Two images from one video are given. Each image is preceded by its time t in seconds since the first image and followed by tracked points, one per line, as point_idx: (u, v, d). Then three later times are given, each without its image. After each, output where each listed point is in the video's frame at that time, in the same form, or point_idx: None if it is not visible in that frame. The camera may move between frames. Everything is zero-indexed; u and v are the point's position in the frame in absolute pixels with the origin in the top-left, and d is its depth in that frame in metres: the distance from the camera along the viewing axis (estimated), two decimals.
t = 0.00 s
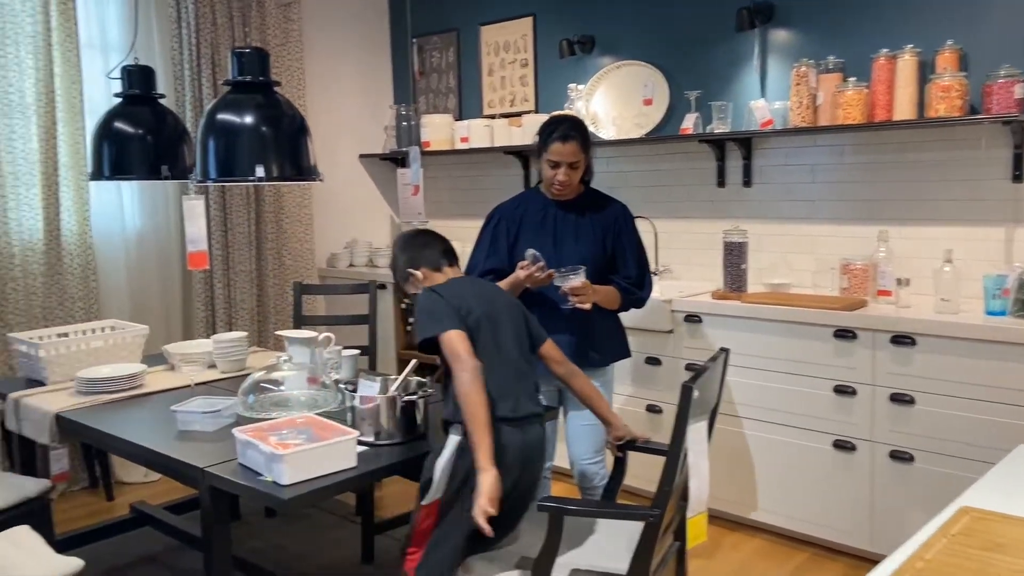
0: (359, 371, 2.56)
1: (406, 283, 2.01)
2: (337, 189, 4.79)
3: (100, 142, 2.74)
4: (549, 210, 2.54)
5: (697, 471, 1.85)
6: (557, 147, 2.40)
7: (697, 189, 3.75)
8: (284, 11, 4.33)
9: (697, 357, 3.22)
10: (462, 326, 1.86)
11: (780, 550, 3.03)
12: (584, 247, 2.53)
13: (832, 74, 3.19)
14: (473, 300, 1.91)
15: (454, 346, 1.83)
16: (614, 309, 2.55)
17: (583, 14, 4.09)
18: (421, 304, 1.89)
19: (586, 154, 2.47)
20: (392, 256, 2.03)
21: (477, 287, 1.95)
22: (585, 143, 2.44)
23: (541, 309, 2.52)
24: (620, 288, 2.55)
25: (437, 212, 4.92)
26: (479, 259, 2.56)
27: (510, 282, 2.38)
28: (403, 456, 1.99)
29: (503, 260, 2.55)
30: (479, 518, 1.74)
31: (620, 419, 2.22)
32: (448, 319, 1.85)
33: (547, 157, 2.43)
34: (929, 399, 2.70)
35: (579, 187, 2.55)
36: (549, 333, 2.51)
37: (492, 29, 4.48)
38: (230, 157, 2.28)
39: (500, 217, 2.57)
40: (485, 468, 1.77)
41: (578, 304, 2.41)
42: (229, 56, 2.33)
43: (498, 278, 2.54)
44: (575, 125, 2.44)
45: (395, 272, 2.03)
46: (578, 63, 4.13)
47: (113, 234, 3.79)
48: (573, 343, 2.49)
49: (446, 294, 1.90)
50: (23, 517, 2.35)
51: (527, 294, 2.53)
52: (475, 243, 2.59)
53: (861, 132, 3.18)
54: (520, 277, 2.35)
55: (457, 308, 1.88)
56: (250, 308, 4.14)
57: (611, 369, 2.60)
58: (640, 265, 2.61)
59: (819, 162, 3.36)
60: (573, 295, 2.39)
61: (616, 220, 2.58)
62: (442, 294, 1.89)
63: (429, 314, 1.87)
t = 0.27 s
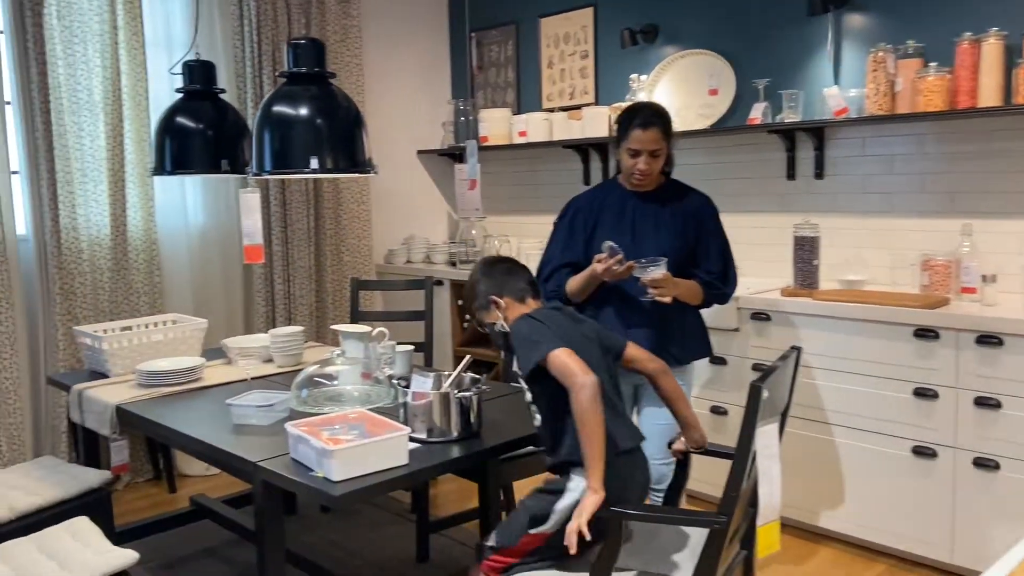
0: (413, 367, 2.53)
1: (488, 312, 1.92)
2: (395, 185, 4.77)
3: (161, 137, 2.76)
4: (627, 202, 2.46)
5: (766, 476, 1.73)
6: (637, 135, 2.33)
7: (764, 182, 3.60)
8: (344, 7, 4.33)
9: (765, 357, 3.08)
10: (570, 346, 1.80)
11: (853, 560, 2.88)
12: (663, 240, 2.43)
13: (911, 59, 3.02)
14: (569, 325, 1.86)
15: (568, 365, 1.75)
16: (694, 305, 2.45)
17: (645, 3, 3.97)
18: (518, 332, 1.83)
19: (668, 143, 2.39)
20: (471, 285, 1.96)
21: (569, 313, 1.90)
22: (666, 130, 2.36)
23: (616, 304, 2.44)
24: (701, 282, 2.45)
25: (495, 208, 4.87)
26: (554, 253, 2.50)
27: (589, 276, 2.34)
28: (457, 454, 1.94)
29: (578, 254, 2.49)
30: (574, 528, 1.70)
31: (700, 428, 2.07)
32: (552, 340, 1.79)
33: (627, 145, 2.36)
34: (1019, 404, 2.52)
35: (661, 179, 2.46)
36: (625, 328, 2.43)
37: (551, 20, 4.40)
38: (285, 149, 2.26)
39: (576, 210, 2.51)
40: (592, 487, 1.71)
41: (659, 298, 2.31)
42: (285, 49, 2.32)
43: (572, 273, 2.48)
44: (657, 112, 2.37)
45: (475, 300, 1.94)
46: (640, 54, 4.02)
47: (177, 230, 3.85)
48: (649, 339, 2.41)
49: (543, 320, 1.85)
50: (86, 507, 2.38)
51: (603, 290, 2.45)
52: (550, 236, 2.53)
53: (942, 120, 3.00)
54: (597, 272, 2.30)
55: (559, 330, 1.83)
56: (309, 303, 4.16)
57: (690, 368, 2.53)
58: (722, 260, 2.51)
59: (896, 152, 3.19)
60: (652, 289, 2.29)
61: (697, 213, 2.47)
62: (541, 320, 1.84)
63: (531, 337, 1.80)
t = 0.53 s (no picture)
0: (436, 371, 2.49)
1: (574, 376, 1.77)
2: (428, 187, 4.75)
3: (190, 139, 2.76)
4: (679, 202, 2.41)
5: (798, 490, 1.65)
6: (692, 131, 2.29)
7: (803, 183, 3.49)
8: (377, 9, 4.32)
9: (803, 363, 2.97)
10: (659, 402, 1.66)
11: None
12: (715, 241, 2.37)
13: (958, 55, 2.89)
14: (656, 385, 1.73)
15: (653, 416, 1.61)
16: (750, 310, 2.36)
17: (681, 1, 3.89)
18: (606, 403, 1.69)
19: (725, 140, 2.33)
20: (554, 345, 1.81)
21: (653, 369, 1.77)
22: (722, 126, 2.31)
23: (666, 304, 2.39)
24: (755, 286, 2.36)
25: (528, 210, 4.81)
26: (606, 252, 2.50)
27: (640, 275, 2.33)
28: (477, 461, 1.88)
29: (630, 254, 2.48)
30: (605, 531, 1.66)
31: (744, 444, 2.03)
32: (639, 403, 1.66)
33: (681, 142, 2.32)
34: None
35: (717, 178, 2.40)
36: (674, 329, 2.37)
37: (585, 19, 4.33)
38: (308, 150, 2.23)
39: (630, 209, 2.49)
40: (636, 506, 1.64)
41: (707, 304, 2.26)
42: (309, 48, 2.30)
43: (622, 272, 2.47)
44: (714, 109, 2.30)
45: (560, 362, 1.79)
46: (676, 52, 3.93)
47: (210, 232, 3.86)
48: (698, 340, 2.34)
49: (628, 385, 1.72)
50: (111, 508, 2.38)
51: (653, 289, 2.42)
52: (604, 235, 2.54)
53: (991, 117, 2.87)
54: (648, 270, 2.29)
55: (644, 393, 1.70)
56: (340, 306, 4.15)
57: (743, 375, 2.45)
58: (780, 264, 2.40)
59: (942, 151, 3.06)
60: (701, 293, 2.23)
61: (755, 214, 2.39)
62: (625, 387, 1.71)
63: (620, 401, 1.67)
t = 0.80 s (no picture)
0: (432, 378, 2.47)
1: (621, 363, 1.77)
2: (431, 192, 4.73)
3: (188, 143, 2.75)
4: (691, 205, 2.44)
5: (796, 502, 1.60)
6: (704, 126, 2.34)
7: (808, 189, 3.45)
8: (380, 14, 4.30)
9: (806, 372, 2.93)
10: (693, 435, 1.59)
11: None
12: (725, 244, 2.39)
13: (966, 59, 2.85)
14: (697, 408, 1.66)
15: (685, 451, 1.54)
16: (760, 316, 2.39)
17: (685, 5, 3.86)
18: (643, 415, 1.63)
19: (738, 139, 2.38)
20: (612, 329, 1.80)
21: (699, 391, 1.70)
22: (736, 126, 2.35)
23: (676, 305, 2.42)
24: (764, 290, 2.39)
25: (531, 216, 4.78)
26: (619, 254, 2.55)
27: (650, 275, 2.37)
28: (471, 470, 1.85)
29: (642, 255, 2.52)
30: (598, 539, 1.64)
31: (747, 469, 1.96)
32: (677, 428, 1.58)
33: (694, 139, 2.37)
34: None
35: (729, 182, 2.43)
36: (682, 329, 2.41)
37: (589, 24, 4.31)
38: (304, 153, 2.21)
39: (643, 212, 2.53)
40: (631, 521, 1.61)
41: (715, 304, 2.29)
42: (306, 51, 2.28)
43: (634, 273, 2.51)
44: (724, 108, 2.37)
45: (613, 344, 1.78)
46: (679, 57, 3.90)
47: (210, 236, 3.85)
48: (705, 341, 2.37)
49: (670, 399, 1.65)
50: (103, 516, 2.36)
51: (664, 291, 2.45)
52: (618, 237, 2.58)
53: (999, 122, 2.82)
54: (658, 268, 2.33)
55: (684, 415, 1.63)
56: (341, 312, 4.12)
57: (753, 382, 2.45)
58: (791, 270, 2.42)
59: (949, 157, 3.01)
60: (709, 295, 2.27)
61: (767, 219, 2.40)
62: (668, 402, 1.64)
63: (657, 421, 1.60)
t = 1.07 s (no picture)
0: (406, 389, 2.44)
1: (602, 373, 1.77)
2: (406, 199, 4.69)
3: (156, 149, 2.70)
4: (671, 213, 2.47)
5: (771, 516, 1.59)
6: (683, 135, 2.38)
7: (782, 198, 3.46)
8: (354, 19, 4.27)
9: (780, 381, 2.93)
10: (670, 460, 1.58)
11: None
12: (704, 252, 2.42)
13: (936, 69, 2.87)
14: (676, 430, 1.65)
15: (661, 477, 1.53)
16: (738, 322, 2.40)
17: (660, 13, 3.86)
18: (622, 436, 1.62)
19: (716, 148, 2.43)
20: (599, 338, 1.78)
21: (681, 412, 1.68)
22: (714, 136, 2.41)
23: (655, 312, 2.45)
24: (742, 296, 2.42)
25: (507, 223, 4.77)
26: (600, 262, 2.57)
27: (629, 284, 2.39)
28: (445, 483, 1.82)
29: (622, 263, 2.54)
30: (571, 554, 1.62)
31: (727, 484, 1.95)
32: (655, 452, 1.57)
33: (674, 147, 2.41)
34: None
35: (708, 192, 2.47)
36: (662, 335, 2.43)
37: (565, 32, 4.30)
38: (275, 161, 2.17)
39: (624, 220, 2.56)
40: (604, 538, 1.59)
41: (697, 305, 2.29)
42: (277, 57, 2.24)
43: (614, 280, 2.53)
44: (703, 118, 2.42)
45: (598, 352, 1.77)
46: (655, 65, 3.91)
47: (180, 243, 3.79)
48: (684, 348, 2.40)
49: (649, 419, 1.64)
50: (66, 531, 2.30)
51: (643, 298, 2.48)
52: (599, 245, 2.61)
53: (968, 133, 2.85)
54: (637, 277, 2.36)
55: (663, 437, 1.61)
56: (314, 320, 4.07)
57: (730, 387, 2.46)
58: (767, 278, 2.45)
59: (920, 166, 3.04)
60: (691, 297, 2.29)
61: (744, 228, 2.44)
62: (649, 424, 1.62)
63: (635, 444, 1.59)
